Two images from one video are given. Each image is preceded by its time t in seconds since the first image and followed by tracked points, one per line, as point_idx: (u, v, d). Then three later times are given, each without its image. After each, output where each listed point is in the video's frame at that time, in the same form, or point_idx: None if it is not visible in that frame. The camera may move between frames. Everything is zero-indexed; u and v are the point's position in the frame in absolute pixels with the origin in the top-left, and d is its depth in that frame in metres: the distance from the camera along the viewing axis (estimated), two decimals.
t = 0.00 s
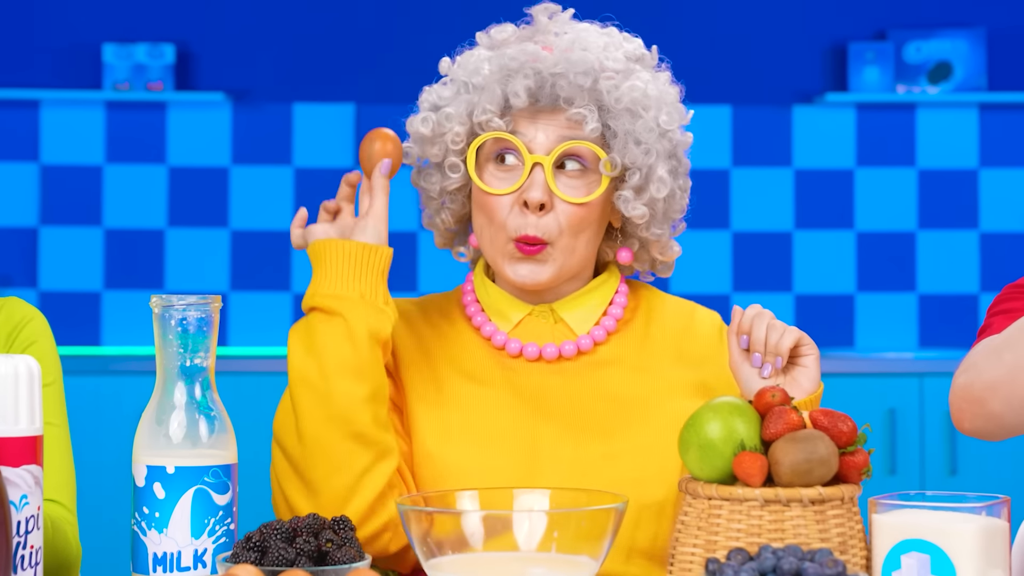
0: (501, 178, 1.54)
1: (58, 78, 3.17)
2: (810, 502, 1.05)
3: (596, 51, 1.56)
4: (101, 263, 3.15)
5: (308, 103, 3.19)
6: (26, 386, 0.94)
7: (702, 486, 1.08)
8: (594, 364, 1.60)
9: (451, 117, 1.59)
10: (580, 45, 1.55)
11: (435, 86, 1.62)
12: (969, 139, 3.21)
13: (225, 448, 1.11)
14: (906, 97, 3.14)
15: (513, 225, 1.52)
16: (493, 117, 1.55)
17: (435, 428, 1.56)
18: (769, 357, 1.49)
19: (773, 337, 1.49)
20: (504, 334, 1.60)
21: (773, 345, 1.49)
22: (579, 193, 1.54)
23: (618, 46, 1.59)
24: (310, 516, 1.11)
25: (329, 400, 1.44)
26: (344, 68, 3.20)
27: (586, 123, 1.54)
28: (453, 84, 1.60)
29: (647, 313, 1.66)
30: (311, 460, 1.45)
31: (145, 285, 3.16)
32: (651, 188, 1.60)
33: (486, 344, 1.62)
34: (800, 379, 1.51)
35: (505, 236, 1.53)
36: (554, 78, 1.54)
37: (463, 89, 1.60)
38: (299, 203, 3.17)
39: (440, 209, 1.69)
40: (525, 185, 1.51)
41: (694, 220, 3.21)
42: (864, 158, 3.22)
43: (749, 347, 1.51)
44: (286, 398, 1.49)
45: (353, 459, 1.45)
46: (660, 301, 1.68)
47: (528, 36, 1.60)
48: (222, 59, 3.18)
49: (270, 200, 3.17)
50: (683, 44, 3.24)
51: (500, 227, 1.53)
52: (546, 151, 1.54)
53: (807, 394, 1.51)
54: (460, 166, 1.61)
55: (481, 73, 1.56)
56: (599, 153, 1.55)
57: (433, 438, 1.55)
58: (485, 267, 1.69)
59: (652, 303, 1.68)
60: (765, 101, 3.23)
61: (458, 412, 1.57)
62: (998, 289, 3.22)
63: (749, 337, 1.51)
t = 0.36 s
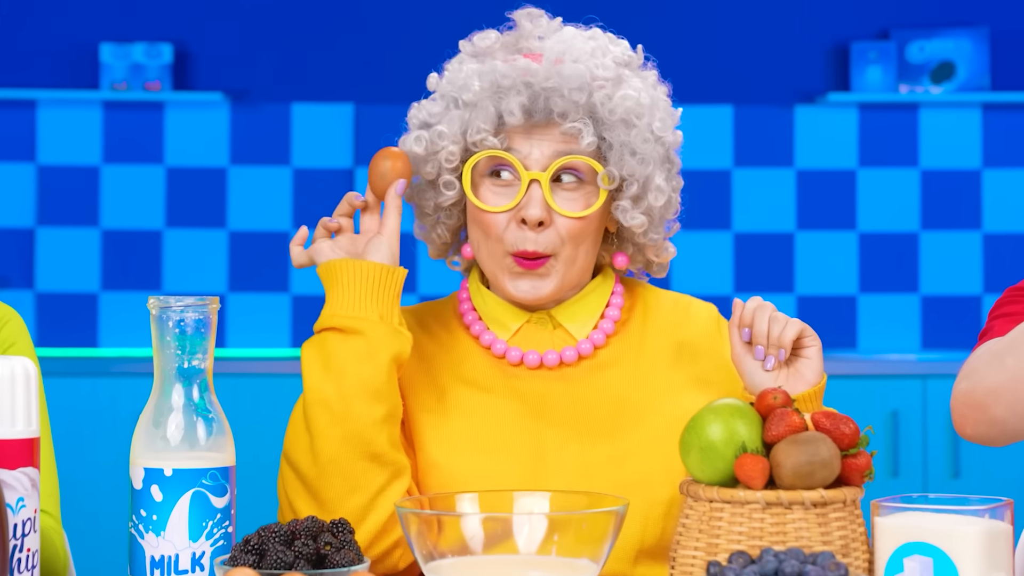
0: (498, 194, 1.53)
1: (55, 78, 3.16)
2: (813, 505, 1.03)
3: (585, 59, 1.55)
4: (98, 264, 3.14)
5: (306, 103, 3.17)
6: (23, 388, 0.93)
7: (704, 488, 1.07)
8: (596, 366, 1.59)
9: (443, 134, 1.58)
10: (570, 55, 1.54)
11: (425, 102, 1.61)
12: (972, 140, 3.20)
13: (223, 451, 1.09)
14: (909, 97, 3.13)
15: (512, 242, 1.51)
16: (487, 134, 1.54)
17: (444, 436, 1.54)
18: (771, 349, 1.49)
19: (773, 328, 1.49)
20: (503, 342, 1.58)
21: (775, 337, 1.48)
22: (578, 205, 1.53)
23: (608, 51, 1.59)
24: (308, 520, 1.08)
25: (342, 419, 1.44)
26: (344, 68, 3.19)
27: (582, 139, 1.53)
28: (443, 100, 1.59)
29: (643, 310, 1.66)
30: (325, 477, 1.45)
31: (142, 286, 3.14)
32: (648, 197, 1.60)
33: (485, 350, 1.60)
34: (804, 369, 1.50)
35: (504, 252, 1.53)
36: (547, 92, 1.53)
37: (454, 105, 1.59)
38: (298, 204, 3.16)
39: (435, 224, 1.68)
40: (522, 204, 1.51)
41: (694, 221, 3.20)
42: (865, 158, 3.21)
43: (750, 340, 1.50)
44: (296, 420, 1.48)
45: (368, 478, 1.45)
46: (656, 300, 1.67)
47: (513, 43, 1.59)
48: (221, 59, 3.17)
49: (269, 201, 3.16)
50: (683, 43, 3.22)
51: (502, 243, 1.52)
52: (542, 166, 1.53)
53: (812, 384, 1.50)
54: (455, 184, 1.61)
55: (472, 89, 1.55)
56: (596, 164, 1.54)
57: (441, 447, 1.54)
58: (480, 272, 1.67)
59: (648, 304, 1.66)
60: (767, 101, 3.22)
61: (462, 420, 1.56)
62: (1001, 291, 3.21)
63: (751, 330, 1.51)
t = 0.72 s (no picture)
0: (508, 180, 1.50)
1: (53, 77, 3.15)
2: (814, 507, 1.02)
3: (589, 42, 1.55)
4: (96, 264, 3.13)
5: (305, 103, 3.17)
6: (20, 388, 0.92)
7: (704, 491, 1.06)
8: (591, 351, 1.53)
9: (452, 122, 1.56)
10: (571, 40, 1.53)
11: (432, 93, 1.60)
12: (974, 140, 3.19)
13: (221, 453, 1.09)
14: (911, 97, 3.13)
15: (521, 223, 1.49)
16: (495, 123, 1.52)
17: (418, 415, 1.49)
18: (766, 318, 1.45)
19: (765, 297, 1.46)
20: (501, 319, 1.54)
21: (768, 305, 1.45)
22: (590, 186, 1.50)
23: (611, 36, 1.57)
24: (307, 522, 1.06)
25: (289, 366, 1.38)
26: (343, 67, 3.18)
27: (587, 118, 1.50)
28: (449, 90, 1.58)
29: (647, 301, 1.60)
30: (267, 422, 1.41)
31: (140, 286, 3.14)
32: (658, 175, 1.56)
33: (482, 327, 1.56)
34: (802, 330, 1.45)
35: (510, 231, 1.51)
36: (552, 75, 1.52)
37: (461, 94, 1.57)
38: (298, 204, 3.15)
39: (447, 212, 1.66)
40: (532, 188, 1.48)
41: (695, 221, 3.19)
42: (867, 159, 3.20)
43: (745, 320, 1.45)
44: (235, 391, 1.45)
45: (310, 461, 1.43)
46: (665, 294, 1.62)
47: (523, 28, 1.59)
48: (220, 58, 3.16)
49: (267, 201, 3.15)
50: (684, 43, 3.21)
51: (511, 224, 1.50)
52: (550, 150, 1.50)
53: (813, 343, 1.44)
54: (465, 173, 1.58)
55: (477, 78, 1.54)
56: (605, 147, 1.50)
57: (419, 420, 1.48)
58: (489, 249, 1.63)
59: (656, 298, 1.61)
60: (768, 101, 3.21)
61: (450, 397, 1.50)
62: (1003, 291, 3.20)
63: (742, 305, 1.46)
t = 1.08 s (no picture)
0: (507, 206, 1.45)
1: (52, 77, 3.14)
2: (815, 508, 1.02)
3: (626, 93, 1.41)
4: (95, 264, 3.13)
5: (304, 103, 3.16)
6: (20, 389, 0.92)
7: (705, 492, 1.05)
8: (578, 391, 1.53)
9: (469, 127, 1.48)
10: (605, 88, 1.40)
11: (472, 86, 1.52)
12: (976, 140, 3.19)
13: (220, 454, 1.08)
14: (912, 97, 3.12)
15: (508, 258, 1.44)
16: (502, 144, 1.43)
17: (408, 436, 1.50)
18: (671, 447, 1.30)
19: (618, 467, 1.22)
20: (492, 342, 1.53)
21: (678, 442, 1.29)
22: (580, 241, 1.42)
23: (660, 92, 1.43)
24: (307, 523, 1.05)
25: (297, 461, 1.30)
26: (344, 67, 3.18)
27: (587, 177, 1.40)
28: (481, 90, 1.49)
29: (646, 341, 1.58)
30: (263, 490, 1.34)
31: (140, 287, 3.13)
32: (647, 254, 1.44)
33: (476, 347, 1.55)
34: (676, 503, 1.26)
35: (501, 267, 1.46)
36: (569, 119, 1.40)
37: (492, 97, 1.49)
38: (298, 204, 3.15)
39: (465, 205, 1.61)
40: (522, 222, 1.42)
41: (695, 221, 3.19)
42: (868, 159, 3.19)
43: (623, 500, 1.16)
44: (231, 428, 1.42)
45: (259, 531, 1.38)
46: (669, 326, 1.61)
47: (598, 46, 1.52)
48: (219, 58, 3.16)
49: (267, 201, 3.15)
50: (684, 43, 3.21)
51: (501, 257, 1.46)
52: (551, 192, 1.41)
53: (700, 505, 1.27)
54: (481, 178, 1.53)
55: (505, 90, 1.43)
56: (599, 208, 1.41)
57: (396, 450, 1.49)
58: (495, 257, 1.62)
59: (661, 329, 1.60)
60: (768, 101, 3.20)
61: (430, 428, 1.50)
62: (1004, 292, 3.19)
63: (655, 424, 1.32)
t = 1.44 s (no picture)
0: (505, 213, 1.45)
1: (52, 76, 3.14)
2: (815, 508, 1.02)
3: (623, 100, 1.41)
4: (95, 264, 3.13)
5: (304, 103, 3.16)
6: (20, 389, 0.91)
7: (705, 492, 1.05)
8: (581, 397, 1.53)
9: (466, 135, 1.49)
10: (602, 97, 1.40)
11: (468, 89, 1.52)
12: (976, 140, 3.19)
13: (220, 454, 1.08)
14: (912, 97, 3.12)
15: (508, 266, 1.45)
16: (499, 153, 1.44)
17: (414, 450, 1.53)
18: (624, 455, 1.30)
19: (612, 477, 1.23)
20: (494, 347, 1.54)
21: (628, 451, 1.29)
22: (579, 249, 1.43)
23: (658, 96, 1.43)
24: (307, 524, 1.05)
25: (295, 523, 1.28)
26: (344, 67, 3.18)
27: (585, 189, 1.40)
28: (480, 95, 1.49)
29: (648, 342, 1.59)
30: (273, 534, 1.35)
31: (139, 287, 3.13)
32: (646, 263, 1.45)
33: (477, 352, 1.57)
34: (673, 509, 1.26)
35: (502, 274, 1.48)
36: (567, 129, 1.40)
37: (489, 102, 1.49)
38: (298, 205, 3.15)
39: (462, 209, 1.62)
40: (521, 231, 1.43)
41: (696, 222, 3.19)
42: (868, 159, 3.19)
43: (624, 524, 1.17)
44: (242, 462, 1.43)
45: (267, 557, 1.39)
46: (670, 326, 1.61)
47: (595, 45, 1.52)
48: (219, 58, 3.16)
49: (266, 201, 3.15)
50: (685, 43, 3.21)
51: (501, 265, 1.47)
52: (548, 200, 1.42)
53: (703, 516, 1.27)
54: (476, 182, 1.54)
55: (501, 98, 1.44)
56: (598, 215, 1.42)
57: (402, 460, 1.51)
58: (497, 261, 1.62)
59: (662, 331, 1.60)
60: (768, 101, 3.20)
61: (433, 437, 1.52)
62: (1005, 292, 3.19)
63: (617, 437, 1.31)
